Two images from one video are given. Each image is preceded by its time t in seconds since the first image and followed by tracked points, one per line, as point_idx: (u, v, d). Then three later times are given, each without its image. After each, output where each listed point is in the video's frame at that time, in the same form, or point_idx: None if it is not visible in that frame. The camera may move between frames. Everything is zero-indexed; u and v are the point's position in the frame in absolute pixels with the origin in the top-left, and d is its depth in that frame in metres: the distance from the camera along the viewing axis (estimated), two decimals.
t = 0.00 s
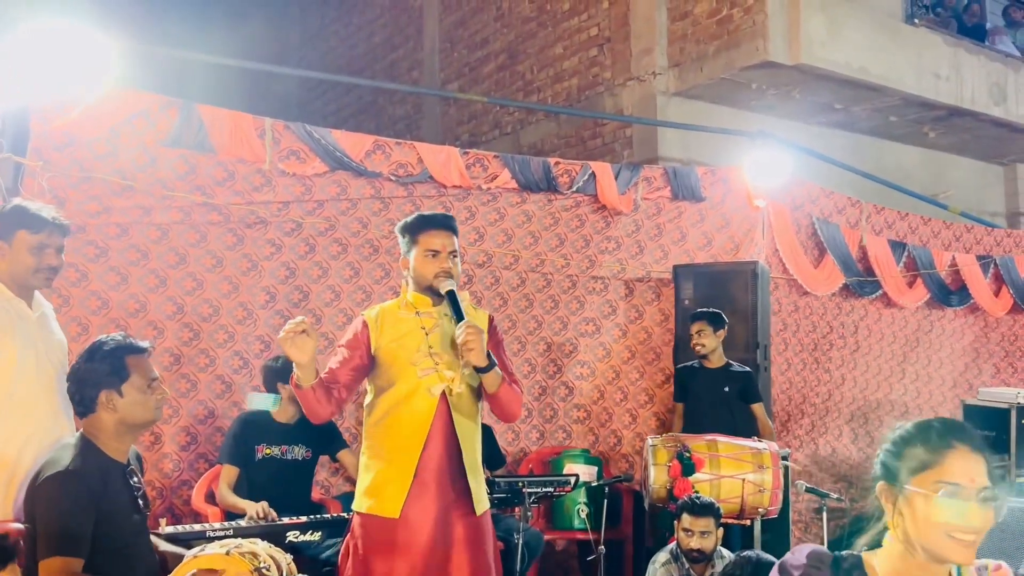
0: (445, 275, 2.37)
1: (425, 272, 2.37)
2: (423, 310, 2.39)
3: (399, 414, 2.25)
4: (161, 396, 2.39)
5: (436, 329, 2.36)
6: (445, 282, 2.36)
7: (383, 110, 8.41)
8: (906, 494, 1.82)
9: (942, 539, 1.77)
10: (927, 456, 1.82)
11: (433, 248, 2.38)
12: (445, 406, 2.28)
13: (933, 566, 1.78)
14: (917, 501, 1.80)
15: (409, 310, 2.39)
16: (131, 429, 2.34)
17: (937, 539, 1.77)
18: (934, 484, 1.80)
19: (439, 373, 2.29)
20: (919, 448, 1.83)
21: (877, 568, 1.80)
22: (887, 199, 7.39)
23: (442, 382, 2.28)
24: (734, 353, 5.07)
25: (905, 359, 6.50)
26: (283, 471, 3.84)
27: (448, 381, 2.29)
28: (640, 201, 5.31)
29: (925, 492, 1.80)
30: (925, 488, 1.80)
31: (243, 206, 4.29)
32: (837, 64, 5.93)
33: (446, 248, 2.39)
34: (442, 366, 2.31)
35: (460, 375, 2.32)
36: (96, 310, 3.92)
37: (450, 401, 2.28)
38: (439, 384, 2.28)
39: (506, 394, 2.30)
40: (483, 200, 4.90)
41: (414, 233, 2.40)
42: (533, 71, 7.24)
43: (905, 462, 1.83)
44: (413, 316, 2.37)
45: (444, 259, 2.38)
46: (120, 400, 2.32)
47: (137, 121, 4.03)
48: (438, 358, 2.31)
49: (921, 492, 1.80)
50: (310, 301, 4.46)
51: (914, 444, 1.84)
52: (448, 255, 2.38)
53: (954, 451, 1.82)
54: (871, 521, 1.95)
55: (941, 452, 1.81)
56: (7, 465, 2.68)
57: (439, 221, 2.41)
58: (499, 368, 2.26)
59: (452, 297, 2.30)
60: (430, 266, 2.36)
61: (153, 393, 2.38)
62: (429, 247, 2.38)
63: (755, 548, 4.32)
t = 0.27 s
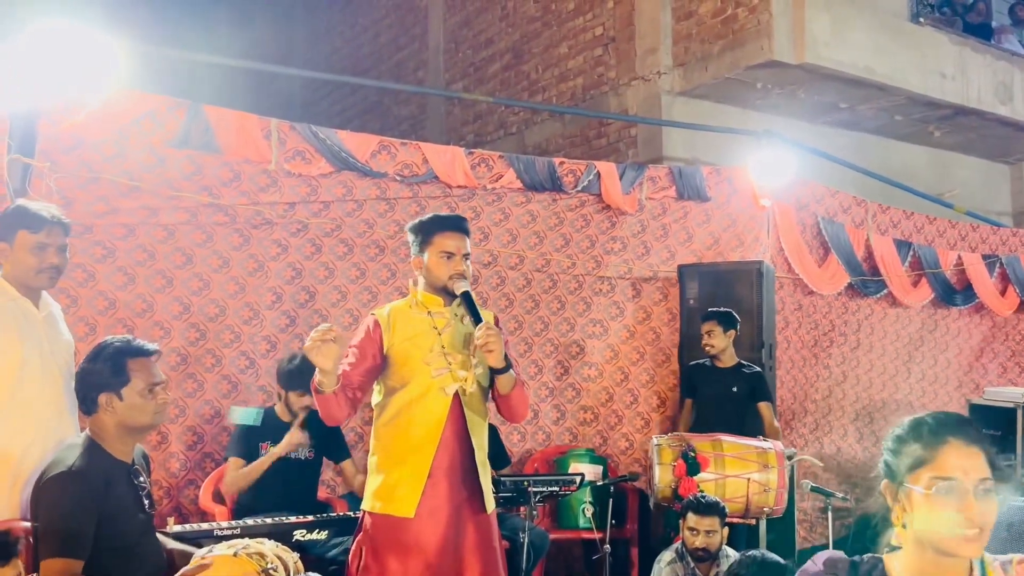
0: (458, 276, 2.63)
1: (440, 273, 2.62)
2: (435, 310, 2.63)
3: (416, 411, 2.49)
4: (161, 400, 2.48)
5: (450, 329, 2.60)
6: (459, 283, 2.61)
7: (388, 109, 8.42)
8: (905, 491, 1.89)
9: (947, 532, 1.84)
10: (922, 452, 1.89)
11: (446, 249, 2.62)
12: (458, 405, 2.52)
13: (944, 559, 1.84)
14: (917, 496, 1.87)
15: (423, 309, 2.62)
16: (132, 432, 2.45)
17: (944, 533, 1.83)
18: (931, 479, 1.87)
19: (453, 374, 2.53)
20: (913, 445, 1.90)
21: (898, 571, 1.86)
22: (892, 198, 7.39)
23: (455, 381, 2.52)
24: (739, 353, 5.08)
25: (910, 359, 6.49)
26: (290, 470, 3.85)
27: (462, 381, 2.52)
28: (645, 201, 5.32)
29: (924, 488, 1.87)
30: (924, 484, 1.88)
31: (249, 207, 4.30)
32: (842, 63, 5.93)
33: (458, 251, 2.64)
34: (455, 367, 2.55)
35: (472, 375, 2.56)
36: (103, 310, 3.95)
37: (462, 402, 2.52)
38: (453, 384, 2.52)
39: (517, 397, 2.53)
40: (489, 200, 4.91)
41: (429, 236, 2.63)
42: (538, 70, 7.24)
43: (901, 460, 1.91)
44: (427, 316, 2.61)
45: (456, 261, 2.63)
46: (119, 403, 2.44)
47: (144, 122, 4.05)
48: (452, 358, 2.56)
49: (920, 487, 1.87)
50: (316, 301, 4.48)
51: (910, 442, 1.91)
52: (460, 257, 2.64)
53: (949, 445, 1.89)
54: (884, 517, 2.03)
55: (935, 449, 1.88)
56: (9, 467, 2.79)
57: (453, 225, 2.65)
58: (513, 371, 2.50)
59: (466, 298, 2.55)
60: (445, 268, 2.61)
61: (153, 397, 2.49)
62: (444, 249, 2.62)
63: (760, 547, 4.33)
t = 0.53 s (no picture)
0: (470, 271, 2.75)
1: (453, 268, 2.74)
2: (448, 304, 2.74)
3: (429, 404, 2.60)
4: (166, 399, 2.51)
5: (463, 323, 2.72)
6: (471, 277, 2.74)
7: (397, 106, 8.43)
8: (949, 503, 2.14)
9: (986, 539, 2.09)
10: (970, 465, 2.14)
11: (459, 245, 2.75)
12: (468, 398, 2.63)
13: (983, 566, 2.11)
14: (962, 508, 2.11)
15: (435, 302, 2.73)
16: (136, 429, 2.46)
17: (984, 541, 2.09)
18: (980, 491, 2.12)
19: (464, 368, 2.64)
20: (964, 458, 2.15)
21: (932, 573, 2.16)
22: (901, 193, 7.38)
23: (466, 376, 2.64)
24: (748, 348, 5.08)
25: (920, 354, 6.48)
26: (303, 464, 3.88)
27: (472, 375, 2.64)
28: (654, 196, 5.32)
29: (967, 497, 2.12)
30: (969, 494, 2.12)
31: (260, 203, 4.33)
32: (852, 58, 5.91)
33: (470, 246, 2.76)
34: (467, 361, 2.66)
35: (484, 369, 2.67)
36: (116, 306, 3.98)
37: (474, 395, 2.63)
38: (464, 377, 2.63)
39: (529, 393, 2.58)
40: (497, 195, 4.93)
41: (443, 232, 2.75)
42: (546, 66, 7.24)
43: (949, 472, 2.15)
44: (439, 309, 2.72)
45: (468, 256, 2.75)
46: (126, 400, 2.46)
47: (155, 119, 4.07)
48: (463, 352, 2.67)
49: (965, 500, 2.12)
50: (326, 297, 4.50)
51: (959, 454, 2.16)
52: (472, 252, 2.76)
53: (997, 460, 2.14)
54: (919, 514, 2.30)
55: (984, 464, 2.13)
56: (24, 461, 2.88)
57: (465, 220, 2.77)
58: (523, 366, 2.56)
59: (477, 291, 2.66)
60: (458, 263, 2.73)
61: (158, 396, 2.51)
62: (456, 244, 2.75)
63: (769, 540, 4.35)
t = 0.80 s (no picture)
0: (478, 259, 2.53)
1: (460, 255, 2.56)
2: (460, 294, 2.57)
3: (433, 395, 2.44)
4: (183, 390, 2.50)
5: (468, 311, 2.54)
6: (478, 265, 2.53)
7: (410, 97, 8.44)
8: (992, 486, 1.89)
9: None
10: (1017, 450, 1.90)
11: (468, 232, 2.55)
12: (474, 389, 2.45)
13: None
14: (1007, 494, 1.86)
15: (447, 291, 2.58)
16: (153, 419, 2.46)
17: None
18: None
19: (469, 358, 2.46)
20: (1010, 442, 1.91)
21: (972, 564, 1.86)
22: (918, 181, 7.32)
23: (471, 365, 2.45)
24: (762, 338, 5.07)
25: (936, 343, 6.44)
26: (319, 452, 3.92)
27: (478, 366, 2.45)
28: (668, 186, 5.31)
29: (1014, 484, 1.87)
30: (1015, 480, 1.88)
31: (274, 195, 4.35)
32: (868, 46, 5.87)
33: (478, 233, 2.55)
34: (472, 350, 2.48)
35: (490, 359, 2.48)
36: (133, 298, 4.02)
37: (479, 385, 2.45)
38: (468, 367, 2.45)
39: (531, 381, 2.45)
40: (511, 186, 4.94)
41: (453, 219, 2.58)
42: (559, 57, 7.22)
43: (994, 454, 1.91)
44: (449, 299, 2.56)
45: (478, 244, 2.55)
46: (142, 389, 2.44)
47: (171, 112, 4.10)
48: (470, 342, 2.49)
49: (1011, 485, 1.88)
50: (341, 288, 4.52)
51: (1005, 437, 1.92)
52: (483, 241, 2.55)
53: None
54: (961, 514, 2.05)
55: None
56: (42, 453, 2.78)
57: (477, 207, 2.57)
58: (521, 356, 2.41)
59: (481, 281, 2.47)
60: (465, 251, 2.53)
61: (175, 387, 2.50)
62: (466, 231, 2.55)
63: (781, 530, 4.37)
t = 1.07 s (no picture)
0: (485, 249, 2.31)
1: (471, 245, 2.34)
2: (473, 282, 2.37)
3: (438, 385, 2.28)
4: (204, 379, 2.54)
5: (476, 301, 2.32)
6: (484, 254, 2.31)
7: (428, 87, 8.44)
8: None
9: None
10: None
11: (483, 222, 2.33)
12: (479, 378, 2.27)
13: None
14: None
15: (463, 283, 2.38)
16: (175, 408, 2.50)
17: None
18: None
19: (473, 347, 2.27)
20: None
21: None
22: (941, 169, 7.23)
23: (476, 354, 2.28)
24: (781, 327, 5.04)
25: (958, 332, 6.38)
26: (339, 441, 3.93)
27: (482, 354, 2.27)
28: (687, 174, 5.27)
29: None
30: None
31: (293, 185, 4.37)
32: (890, 31, 5.80)
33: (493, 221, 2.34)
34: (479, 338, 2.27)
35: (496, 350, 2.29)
36: (154, 287, 4.06)
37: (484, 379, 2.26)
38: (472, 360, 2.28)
39: (528, 372, 2.22)
40: (529, 176, 4.93)
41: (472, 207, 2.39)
42: (577, 44, 7.19)
43: None
44: (462, 289, 2.36)
45: (490, 233, 2.33)
46: (164, 376, 2.48)
47: (190, 103, 4.13)
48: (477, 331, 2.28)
49: None
50: (359, 278, 4.54)
51: None
52: (495, 230, 2.33)
53: None
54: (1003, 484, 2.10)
55: None
56: (66, 441, 2.81)
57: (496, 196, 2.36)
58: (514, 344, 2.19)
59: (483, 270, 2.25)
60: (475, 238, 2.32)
61: (196, 376, 2.53)
62: (480, 219, 2.34)
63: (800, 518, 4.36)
